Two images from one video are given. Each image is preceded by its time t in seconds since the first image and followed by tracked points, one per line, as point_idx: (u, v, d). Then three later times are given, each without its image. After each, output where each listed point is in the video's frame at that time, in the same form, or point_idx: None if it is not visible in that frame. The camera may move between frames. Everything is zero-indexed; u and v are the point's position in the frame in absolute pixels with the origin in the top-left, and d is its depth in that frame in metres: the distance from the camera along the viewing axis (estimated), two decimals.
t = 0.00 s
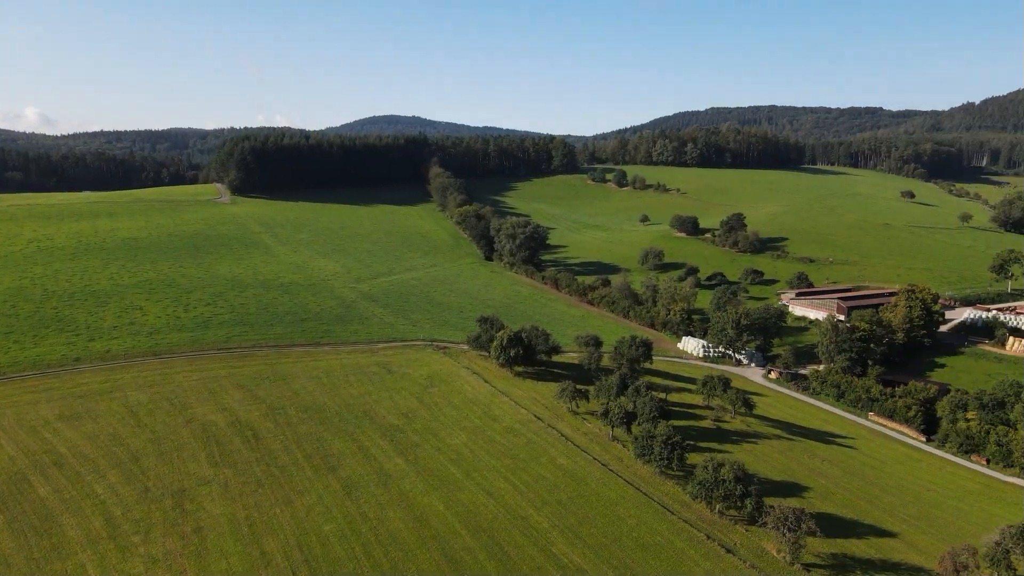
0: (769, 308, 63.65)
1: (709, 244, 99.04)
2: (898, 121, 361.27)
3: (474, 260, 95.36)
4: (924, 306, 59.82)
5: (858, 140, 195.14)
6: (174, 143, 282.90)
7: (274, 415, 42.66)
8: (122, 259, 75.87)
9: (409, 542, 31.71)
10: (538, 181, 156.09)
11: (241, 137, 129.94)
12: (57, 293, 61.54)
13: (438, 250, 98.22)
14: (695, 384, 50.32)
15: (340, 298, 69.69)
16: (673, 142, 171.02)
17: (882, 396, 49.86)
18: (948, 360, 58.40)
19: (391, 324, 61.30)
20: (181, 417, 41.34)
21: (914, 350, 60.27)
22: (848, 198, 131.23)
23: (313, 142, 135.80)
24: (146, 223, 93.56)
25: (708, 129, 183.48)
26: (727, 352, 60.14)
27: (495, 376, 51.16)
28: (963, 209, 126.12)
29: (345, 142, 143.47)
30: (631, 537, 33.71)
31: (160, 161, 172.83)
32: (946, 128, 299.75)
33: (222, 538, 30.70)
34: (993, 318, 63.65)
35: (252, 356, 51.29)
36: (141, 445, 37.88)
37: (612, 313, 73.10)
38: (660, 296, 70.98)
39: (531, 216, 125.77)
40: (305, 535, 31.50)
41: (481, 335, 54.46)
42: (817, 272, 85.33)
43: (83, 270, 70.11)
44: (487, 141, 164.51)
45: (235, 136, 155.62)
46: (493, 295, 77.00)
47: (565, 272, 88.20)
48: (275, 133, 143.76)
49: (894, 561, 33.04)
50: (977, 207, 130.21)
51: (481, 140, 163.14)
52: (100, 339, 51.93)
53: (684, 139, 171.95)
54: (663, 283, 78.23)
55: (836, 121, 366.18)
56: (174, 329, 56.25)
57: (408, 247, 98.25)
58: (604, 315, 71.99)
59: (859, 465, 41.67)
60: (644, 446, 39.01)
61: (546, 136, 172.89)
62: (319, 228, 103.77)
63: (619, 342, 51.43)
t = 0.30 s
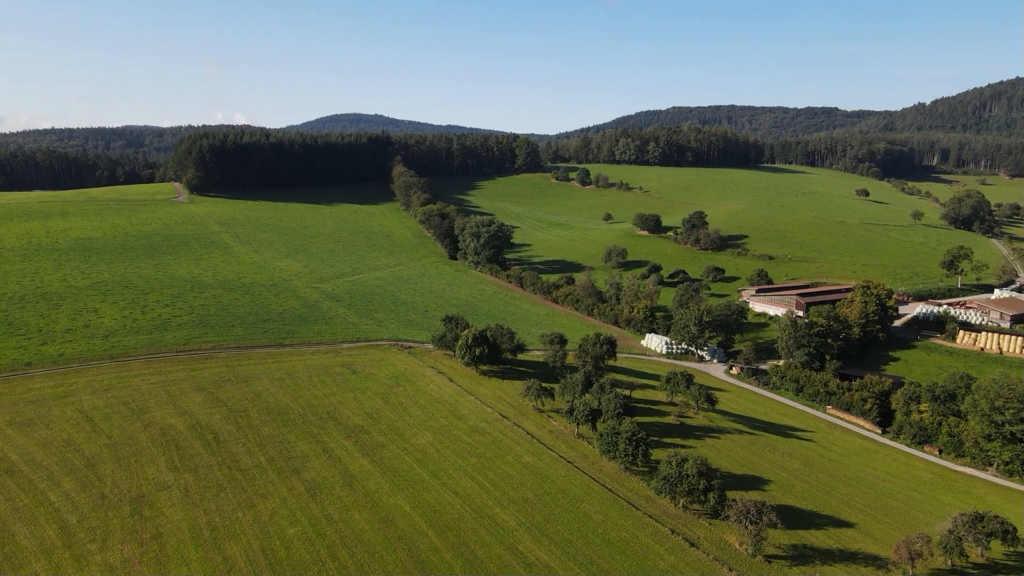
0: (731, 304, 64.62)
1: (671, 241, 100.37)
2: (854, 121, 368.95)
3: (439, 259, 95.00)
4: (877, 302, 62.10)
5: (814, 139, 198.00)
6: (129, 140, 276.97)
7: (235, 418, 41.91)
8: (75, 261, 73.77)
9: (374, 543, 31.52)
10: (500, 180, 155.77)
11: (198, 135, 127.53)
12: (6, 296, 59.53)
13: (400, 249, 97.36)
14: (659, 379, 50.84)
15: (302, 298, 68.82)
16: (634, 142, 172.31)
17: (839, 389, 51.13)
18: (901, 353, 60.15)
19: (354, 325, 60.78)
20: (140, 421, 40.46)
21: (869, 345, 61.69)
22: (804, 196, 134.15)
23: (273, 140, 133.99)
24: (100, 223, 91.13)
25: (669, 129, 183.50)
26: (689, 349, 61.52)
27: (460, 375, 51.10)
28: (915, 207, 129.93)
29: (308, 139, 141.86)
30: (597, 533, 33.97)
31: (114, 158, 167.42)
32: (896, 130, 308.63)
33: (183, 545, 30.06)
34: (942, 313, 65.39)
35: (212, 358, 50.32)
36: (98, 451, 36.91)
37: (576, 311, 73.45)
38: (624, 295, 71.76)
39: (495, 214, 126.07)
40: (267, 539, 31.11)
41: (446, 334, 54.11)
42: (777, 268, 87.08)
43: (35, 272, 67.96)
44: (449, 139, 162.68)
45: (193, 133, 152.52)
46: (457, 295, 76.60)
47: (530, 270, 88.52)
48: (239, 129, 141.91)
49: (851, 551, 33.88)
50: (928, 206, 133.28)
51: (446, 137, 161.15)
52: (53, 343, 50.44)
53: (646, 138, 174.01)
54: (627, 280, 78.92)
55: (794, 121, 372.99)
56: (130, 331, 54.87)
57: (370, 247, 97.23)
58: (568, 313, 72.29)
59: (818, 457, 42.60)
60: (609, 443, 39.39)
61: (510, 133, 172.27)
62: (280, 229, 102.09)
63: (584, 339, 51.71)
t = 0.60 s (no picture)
0: (694, 301, 65.33)
1: (634, 239, 101.14)
2: (812, 121, 376.47)
3: (403, 258, 94.42)
4: (834, 298, 63.43)
5: (772, 138, 201.08)
6: (81, 138, 270.37)
7: (195, 421, 41.11)
8: (24, 262, 71.42)
9: (340, 545, 31.21)
10: (463, 178, 154.99)
11: (155, 133, 124.88)
12: None
13: (364, 249, 96.51)
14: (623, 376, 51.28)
15: (263, 299, 67.80)
16: (597, 140, 172.39)
17: (798, 383, 52.13)
18: (858, 348, 61.61)
19: (316, 325, 60.10)
20: (96, 426, 39.45)
21: (827, 340, 63.18)
22: (763, 194, 136.68)
23: (233, 138, 131.93)
24: (52, 224, 88.46)
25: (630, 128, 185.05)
26: (653, 346, 62.08)
27: (425, 375, 50.87)
28: (871, 205, 133.19)
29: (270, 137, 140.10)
30: (564, 530, 34.12)
31: (65, 156, 163.12)
32: (852, 130, 315.53)
33: (142, 551, 29.39)
34: (896, 308, 67.61)
35: (172, 361, 49.26)
36: (52, 458, 35.90)
37: (541, 309, 73.63)
38: (589, 292, 71.70)
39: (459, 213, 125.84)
40: (230, 543, 30.60)
41: (411, 333, 53.86)
42: (738, 265, 88.42)
43: None
44: (413, 138, 161.96)
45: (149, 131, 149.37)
46: (422, 294, 76.23)
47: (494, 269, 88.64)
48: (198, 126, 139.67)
49: (811, 541, 34.59)
50: (882, 204, 136.73)
51: (409, 136, 160.38)
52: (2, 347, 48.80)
53: (609, 137, 174.18)
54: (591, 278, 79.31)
55: (753, 120, 378.78)
56: (83, 334, 53.34)
57: (334, 247, 96.19)
58: (532, 312, 72.44)
59: (778, 450, 43.39)
60: (575, 440, 39.71)
61: (474, 133, 171.96)
62: (243, 229, 100.38)
63: (548, 337, 51.98)
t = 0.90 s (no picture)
0: (657, 298, 66.09)
1: (598, 237, 101.76)
2: (769, 121, 383.63)
3: (366, 257, 93.66)
4: (794, 294, 64.54)
5: (732, 138, 203.21)
6: (31, 136, 262.04)
7: (155, 425, 40.27)
8: None
9: (304, 547, 30.86)
10: (427, 177, 153.95)
11: (110, 130, 121.79)
12: None
13: (328, 248, 95.44)
14: (587, 373, 51.61)
15: (222, 300, 66.62)
16: (560, 138, 171.99)
17: (759, 378, 53.06)
18: (816, 343, 63.00)
19: (279, 326, 59.35)
20: (50, 432, 38.39)
21: (786, 335, 64.49)
22: (724, 193, 138.75)
23: (190, 136, 129.50)
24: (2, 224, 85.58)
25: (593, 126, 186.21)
26: (617, 343, 62.47)
27: (390, 374, 50.50)
28: (827, 203, 136.17)
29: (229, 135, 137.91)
30: (530, 527, 34.19)
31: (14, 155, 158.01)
32: (812, 129, 322.17)
33: (99, 559, 28.70)
34: (852, 304, 69.18)
35: (129, 364, 48.15)
36: (4, 465, 34.84)
37: (507, 308, 73.66)
38: (553, 290, 71.84)
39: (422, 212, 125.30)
40: (191, 548, 30.04)
41: (376, 333, 53.57)
42: (700, 263, 89.66)
43: None
44: (376, 137, 160.62)
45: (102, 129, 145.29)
46: (385, 293, 75.74)
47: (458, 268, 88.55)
48: (154, 124, 136.71)
49: (772, 533, 35.28)
50: (838, 202, 139.76)
51: (372, 135, 159.18)
52: None
53: (572, 135, 173.90)
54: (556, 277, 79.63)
55: (714, 120, 383.17)
56: (35, 337, 51.80)
57: (296, 246, 94.98)
58: (497, 310, 72.46)
59: (740, 445, 44.13)
60: (541, 438, 39.91)
61: (437, 132, 171.27)
62: (204, 229, 98.51)
63: (513, 335, 52.19)
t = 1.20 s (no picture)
0: (621, 296, 66.73)
1: (561, 235, 102.03)
2: (728, 120, 390.38)
3: (328, 257, 92.61)
4: (754, 291, 65.79)
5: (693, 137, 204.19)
6: None
7: (112, 430, 39.33)
8: None
9: (268, 551, 30.44)
10: (391, 176, 152.80)
11: (62, 127, 118.36)
12: None
13: (290, 248, 94.11)
14: (552, 371, 51.82)
15: (181, 301, 65.30)
16: (524, 137, 171.42)
17: (721, 374, 53.85)
18: (776, 339, 64.25)
19: (240, 327, 58.48)
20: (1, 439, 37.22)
21: (747, 331, 65.69)
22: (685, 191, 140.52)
23: (147, 134, 126.69)
24: None
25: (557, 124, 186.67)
26: (582, 341, 62.93)
27: (355, 375, 50.06)
28: (786, 201, 138.76)
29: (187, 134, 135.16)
30: (497, 526, 34.21)
31: None
32: (772, 129, 327.87)
33: (53, 569, 27.91)
34: (810, 300, 70.37)
35: (85, 368, 46.93)
36: None
37: (472, 307, 73.60)
38: (518, 288, 72.02)
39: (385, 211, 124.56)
40: (150, 555, 29.40)
41: (340, 333, 53.09)
42: (662, 261, 90.71)
43: None
44: (338, 135, 158.82)
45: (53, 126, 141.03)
46: (349, 293, 75.19)
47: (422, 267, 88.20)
48: (109, 122, 133.32)
49: (735, 526, 35.89)
50: (797, 200, 142.61)
51: (335, 133, 157.50)
52: None
53: (536, 134, 173.72)
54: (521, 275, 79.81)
55: (678, 119, 387.15)
56: None
57: (257, 246, 93.70)
58: (462, 309, 72.39)
59: (703, 440, 44.77)
60: (507, 436, 40.01)
61: (400, 130, 170.06)
62: (164, 229, 96.46)
63: (478, 334, 52.28)
